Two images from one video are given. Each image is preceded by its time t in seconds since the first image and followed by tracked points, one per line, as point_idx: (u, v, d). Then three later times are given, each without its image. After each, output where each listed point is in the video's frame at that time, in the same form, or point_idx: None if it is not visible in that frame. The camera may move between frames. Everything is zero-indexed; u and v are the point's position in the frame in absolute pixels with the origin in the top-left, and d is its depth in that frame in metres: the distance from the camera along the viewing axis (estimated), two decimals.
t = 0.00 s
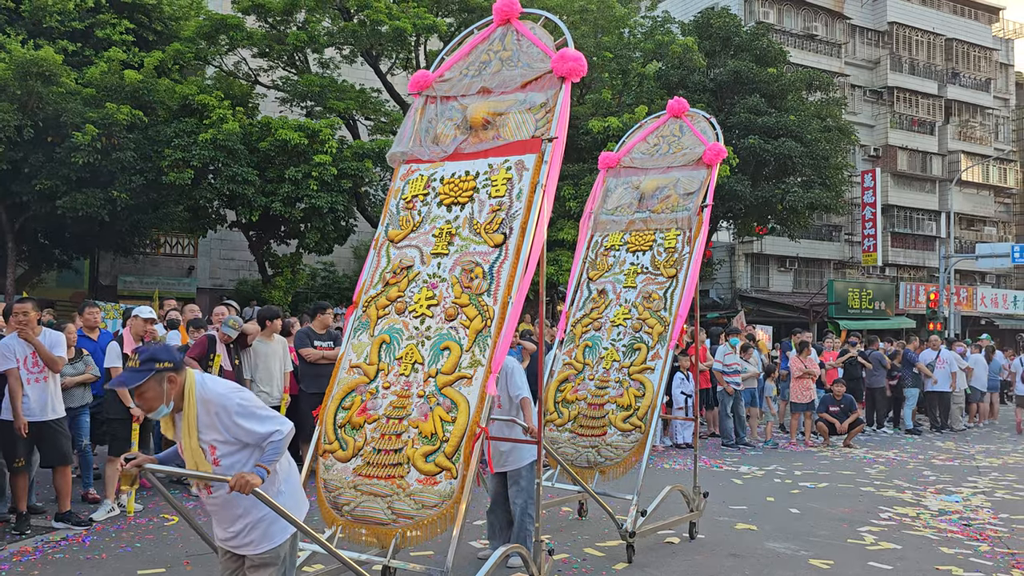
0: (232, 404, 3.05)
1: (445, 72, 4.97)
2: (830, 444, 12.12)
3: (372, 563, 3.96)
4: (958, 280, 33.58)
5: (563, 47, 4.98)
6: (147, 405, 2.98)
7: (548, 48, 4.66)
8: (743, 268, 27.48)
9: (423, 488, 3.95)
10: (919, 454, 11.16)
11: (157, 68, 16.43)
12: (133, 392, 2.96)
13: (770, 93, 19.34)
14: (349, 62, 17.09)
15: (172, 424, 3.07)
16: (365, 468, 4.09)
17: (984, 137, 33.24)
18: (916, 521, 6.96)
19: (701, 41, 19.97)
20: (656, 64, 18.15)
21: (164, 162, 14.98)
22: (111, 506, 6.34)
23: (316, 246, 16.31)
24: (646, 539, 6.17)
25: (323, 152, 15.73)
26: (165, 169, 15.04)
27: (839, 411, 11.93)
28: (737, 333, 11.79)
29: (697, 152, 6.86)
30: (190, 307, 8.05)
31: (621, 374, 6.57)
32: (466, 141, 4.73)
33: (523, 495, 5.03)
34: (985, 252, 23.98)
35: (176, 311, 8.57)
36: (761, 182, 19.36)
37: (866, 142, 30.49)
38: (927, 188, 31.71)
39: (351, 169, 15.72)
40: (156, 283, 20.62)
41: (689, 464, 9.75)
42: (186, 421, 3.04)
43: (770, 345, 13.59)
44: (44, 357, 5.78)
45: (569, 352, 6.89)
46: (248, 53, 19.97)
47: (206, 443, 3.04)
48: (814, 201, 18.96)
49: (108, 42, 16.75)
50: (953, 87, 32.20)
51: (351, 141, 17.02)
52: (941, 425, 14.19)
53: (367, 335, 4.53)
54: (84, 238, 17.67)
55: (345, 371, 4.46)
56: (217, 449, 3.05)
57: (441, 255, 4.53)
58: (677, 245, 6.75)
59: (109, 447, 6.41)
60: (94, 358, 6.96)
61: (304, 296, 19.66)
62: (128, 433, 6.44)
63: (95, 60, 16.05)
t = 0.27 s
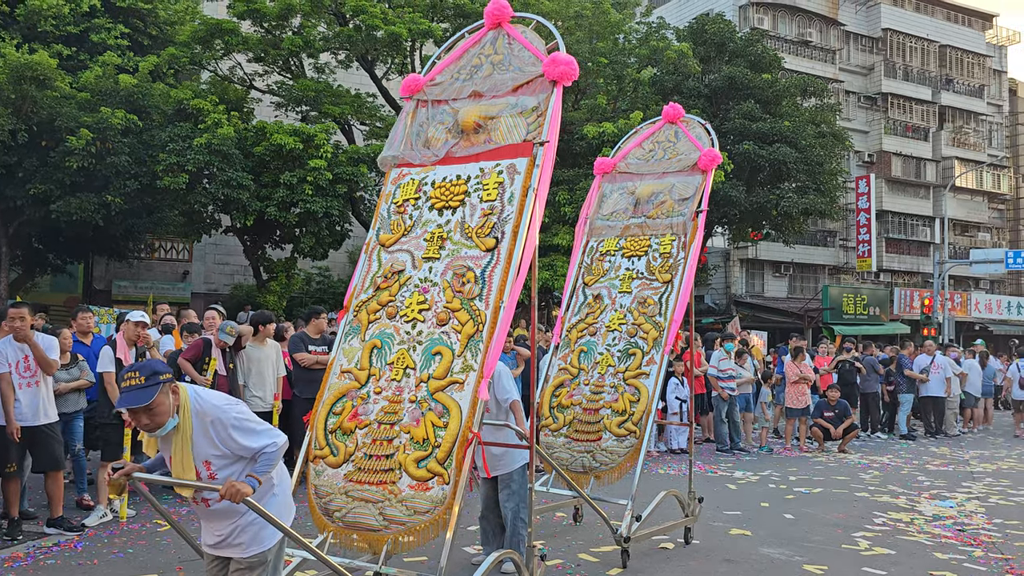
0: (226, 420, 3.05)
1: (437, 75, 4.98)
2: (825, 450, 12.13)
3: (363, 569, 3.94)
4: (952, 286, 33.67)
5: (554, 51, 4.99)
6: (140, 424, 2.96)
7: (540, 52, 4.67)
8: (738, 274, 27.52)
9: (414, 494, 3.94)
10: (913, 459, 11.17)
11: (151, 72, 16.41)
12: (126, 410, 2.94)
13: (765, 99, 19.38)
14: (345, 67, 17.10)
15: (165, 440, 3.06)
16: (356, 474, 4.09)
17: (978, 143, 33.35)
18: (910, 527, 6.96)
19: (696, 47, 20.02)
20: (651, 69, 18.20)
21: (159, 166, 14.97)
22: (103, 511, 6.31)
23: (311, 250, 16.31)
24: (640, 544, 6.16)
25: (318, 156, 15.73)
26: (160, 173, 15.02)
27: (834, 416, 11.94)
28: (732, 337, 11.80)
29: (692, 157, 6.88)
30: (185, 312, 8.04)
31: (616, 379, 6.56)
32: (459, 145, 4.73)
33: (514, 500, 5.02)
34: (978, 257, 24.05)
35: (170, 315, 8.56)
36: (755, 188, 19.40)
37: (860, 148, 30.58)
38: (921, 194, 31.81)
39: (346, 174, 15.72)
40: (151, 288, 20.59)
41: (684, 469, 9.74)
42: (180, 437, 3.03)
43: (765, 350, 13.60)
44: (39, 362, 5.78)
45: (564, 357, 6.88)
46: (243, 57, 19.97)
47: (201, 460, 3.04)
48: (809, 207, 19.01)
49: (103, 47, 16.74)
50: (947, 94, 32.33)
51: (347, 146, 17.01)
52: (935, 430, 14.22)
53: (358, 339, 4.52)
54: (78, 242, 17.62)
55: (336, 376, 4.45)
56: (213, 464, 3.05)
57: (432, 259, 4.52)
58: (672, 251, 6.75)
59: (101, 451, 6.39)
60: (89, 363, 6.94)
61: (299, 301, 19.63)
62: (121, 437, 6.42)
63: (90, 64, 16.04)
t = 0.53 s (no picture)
0: (252, 409, 3.11)
1: (425, 74, 4.98)
2: (820, 452, 12.15)
3: None
4: (947, 289, 33.75)
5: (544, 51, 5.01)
6: (182, 381, 3.02)
7: (533, 53, 4.69)
8: (733, 277, 27.57)
9: (408, 500, 3.92)
10: (908, 462, 11.18)
11: (147, 75, 16.40)
12: (174, 363, 3.01)
13: (760, 103, 19.42)
14: (341, 70, 17.10)
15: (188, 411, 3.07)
16: (347, 480, 4.06)
17: (973, 147, 33.44)
18: (905, 529, 6.97)
19: (692, 51, 20.05)
20: (646, 73, 18.24)
21: (155, 169, 14.95)
22: (96, 515, 6.32)
23: (306, 253, 16.30)
24: (635, 548, 6.16)
25: (314, 159, 15.72)
26: (155, 175, 15.00)
27: (828, 419, 11.96)
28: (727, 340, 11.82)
29: (688, 160, 6.91)
30: (179, 314, 8.03)
31: (611, 383, 6.55)
32: (450, 145, 4.73)
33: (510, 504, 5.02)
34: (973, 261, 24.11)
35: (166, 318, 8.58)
36: (751, 191, 19.43)
37: (855, 152, 30.65)
38: (916, 198, 31.90)
39: (342, 176, 15.72)
40: (146, 291, 20.57)
41: (679, 472, 9.76)
42: (202, 414, 3.05)
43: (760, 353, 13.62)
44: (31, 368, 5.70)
45: (560, 360, 6.89)
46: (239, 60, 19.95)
47: (214, 443, 3.05)
48: (804, 210, 19.05)
49: (99, 49, 16.72)
50: (942, 98, 32.43)
51: (342, 149, 17.00)
52: (930, 433, 14.24)
53: (347, 342, 4.51)
54: (72, 245, 17.59)
55: (325, 380, 4.44)
56: (223, 452, 3.06)
57: (423, 261, 4.52)
58: (667, 253, 6.75)
59: (94, 455, 6.40)
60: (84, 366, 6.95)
61: (295, 304, 19.61)
62: (114, 440, 6.44)
63: (86, 66, 16.03)
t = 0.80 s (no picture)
0: (277, 422, 3.05)
1: (404, 72, 4.98)
2: (813, 457, 12.17)
3: None
4: (939, 294, 33.87)
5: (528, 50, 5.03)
6: (224, 373, 2.92)
7: (518, 53, 4.71)
8: (727, 282, 27.62)
9: (402, 510, 3.91)
10: (901, 467, 11.20)
11: (140, 78, 16.39)
12: (219, 355, 2.92)
13: (753, 108, 19.47)
14: (334, 74, 17.09)
15: (215, 409, 2.96)
16: (336, 490, 4.03)
17: (964, 153, 33.59)
18: (898, 534, 6.98)
19: (685, 56, 20.10)
20: (640, 78, 18.29)
21: (148, 173, 14.93)
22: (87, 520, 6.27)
23: (299, 257, 16.28)
24: (629, 553, 6.14)
25: (308, 163, 15.70)
26: (148, 179, 14.98)
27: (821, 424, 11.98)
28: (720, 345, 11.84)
29: (681, 165, 6.92)
30: (171, 319, 7.99)
31: (604, 388, 6.55)
32: (435, 145, 4.73)
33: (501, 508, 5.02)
34: (965, 266, 24.19)
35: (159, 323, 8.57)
36: (744, 197, 19.48)
37: (848, 157, 30.76)
38: (908, 203, 32.03)
39: (336, 181, 15.71)
40: (138, 295, 20.52)
41: (672, 477, 9.76)
42: (227, 416, 2.94)
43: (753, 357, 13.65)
44: (26, 372, 5.72)
45: (552, 365, 6.89)
46: (232, 64, 19.95)
47: (235, 448, 2.92)
48: (797, 215, 19.12)
49: (91, 52, 16.69)
50: (933, 104, 32.58)
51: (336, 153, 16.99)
52: (922, 438, 14.28)
53: (330, 346, 4.48)
54: (64, 249, 17.54)
55: (307, 387, 4.40)
56: (240, 460, 2.94)
57: (409, 263, 4.51)
58: (659, 258, 6.75)
59: (86, 460, 6.37)
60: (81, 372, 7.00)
61: (289, 309, 19.57)
62: (106, 445, 6.40)
63: (79, 70, 16.01)
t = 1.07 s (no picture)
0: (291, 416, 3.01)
1: (378, 68, 5.01)
2: (803, 464, 12.20)
3: None
4: (928, 302, 34.03)
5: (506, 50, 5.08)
6: (248, 372, 2.82)
7: (499, 54, 4.76)
8: (717, 289, 27.70)
9: (396, 523, 3.88)
10: (890, 475, 11.24)
11: (131, 83, 16.35)
12: (243, 353, 2.82)
13: (744, 116, 19.56)
14: (327, 80, 17.08)
15: (238, 411, 2.85)
16: (323, 504, 3.98)
17: (953, 161, 33.78)
18: (887, 541, 7.00)
19: (676, 64, 20.17)
20: (631, 86, 18.36)
21: (138, 178, 14.89)
22: (75, 526, 6.24)
23: (291, 263, 16.25)
24: (618, 560, 6.15)
25: (300, 168, 15.68)
26: (139, 184, 14.94)
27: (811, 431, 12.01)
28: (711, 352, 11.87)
29: (670, 172, 6.99)
30: (161, 324, 7.96)
31: (593, 395, 6.55)
32: (415, 144, 4.73)
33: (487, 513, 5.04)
34: (954, 274, 24.31)
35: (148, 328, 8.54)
36: (735, 204, 19.54)
37: (838, 165, 30.89)
38: (898, 212, 32.19)
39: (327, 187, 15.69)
40: (128, 300, 20.44)
41: (662, 484, 9.78)
42: (254, 416, 2.86)
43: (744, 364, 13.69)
44: (15, 376, 5.72)
45: (541, 371, 6.87)
46: (224, 69, 19.92)
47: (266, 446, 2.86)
48: (787, 223, 19.21)
49: (83, 57, 16.64)
50: (923, 112, 32.78)
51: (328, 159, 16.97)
52: (912, 445, 14.34)
53: (309, 352, 4.43)
54: (53, 254, 17.47)
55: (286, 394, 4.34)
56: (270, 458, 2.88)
57: (392, 266, 4.48)
58: (649, 264, 6.79)
59: (73, 466, 6.33)
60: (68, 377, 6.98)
61: (279, 314, 19.53)
62: (94, 451, 6.36)
63: (69, 74, 15.96)
